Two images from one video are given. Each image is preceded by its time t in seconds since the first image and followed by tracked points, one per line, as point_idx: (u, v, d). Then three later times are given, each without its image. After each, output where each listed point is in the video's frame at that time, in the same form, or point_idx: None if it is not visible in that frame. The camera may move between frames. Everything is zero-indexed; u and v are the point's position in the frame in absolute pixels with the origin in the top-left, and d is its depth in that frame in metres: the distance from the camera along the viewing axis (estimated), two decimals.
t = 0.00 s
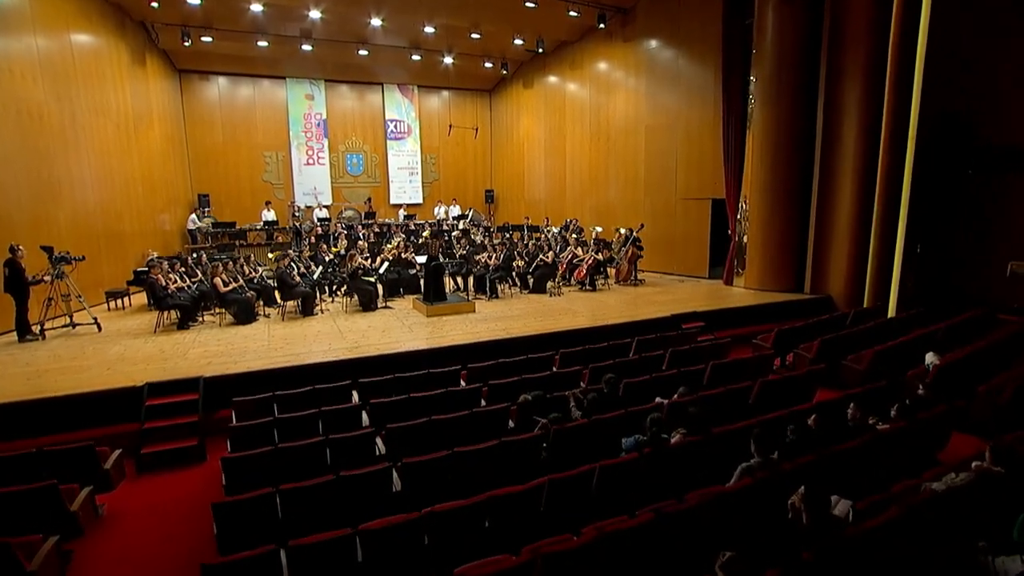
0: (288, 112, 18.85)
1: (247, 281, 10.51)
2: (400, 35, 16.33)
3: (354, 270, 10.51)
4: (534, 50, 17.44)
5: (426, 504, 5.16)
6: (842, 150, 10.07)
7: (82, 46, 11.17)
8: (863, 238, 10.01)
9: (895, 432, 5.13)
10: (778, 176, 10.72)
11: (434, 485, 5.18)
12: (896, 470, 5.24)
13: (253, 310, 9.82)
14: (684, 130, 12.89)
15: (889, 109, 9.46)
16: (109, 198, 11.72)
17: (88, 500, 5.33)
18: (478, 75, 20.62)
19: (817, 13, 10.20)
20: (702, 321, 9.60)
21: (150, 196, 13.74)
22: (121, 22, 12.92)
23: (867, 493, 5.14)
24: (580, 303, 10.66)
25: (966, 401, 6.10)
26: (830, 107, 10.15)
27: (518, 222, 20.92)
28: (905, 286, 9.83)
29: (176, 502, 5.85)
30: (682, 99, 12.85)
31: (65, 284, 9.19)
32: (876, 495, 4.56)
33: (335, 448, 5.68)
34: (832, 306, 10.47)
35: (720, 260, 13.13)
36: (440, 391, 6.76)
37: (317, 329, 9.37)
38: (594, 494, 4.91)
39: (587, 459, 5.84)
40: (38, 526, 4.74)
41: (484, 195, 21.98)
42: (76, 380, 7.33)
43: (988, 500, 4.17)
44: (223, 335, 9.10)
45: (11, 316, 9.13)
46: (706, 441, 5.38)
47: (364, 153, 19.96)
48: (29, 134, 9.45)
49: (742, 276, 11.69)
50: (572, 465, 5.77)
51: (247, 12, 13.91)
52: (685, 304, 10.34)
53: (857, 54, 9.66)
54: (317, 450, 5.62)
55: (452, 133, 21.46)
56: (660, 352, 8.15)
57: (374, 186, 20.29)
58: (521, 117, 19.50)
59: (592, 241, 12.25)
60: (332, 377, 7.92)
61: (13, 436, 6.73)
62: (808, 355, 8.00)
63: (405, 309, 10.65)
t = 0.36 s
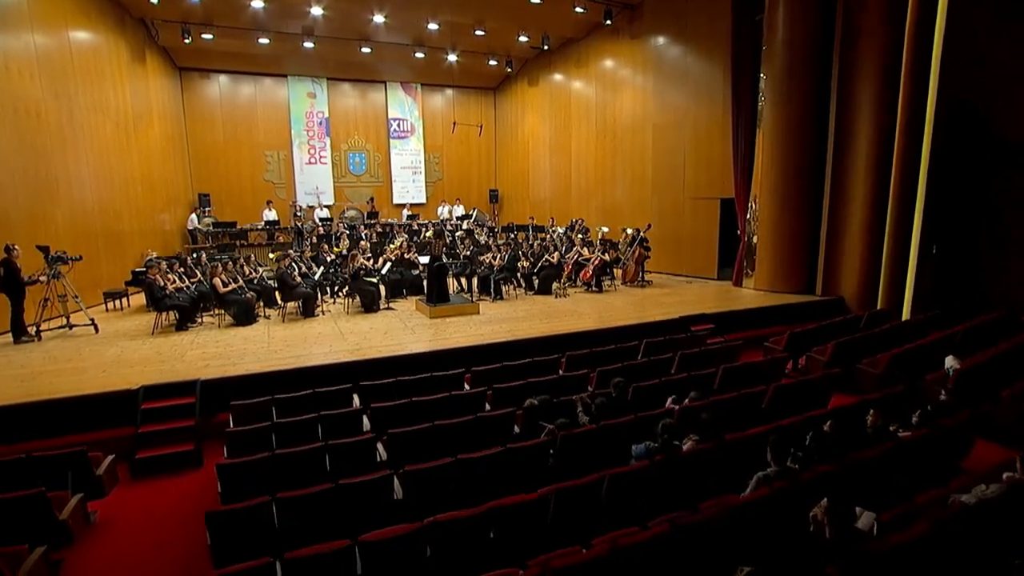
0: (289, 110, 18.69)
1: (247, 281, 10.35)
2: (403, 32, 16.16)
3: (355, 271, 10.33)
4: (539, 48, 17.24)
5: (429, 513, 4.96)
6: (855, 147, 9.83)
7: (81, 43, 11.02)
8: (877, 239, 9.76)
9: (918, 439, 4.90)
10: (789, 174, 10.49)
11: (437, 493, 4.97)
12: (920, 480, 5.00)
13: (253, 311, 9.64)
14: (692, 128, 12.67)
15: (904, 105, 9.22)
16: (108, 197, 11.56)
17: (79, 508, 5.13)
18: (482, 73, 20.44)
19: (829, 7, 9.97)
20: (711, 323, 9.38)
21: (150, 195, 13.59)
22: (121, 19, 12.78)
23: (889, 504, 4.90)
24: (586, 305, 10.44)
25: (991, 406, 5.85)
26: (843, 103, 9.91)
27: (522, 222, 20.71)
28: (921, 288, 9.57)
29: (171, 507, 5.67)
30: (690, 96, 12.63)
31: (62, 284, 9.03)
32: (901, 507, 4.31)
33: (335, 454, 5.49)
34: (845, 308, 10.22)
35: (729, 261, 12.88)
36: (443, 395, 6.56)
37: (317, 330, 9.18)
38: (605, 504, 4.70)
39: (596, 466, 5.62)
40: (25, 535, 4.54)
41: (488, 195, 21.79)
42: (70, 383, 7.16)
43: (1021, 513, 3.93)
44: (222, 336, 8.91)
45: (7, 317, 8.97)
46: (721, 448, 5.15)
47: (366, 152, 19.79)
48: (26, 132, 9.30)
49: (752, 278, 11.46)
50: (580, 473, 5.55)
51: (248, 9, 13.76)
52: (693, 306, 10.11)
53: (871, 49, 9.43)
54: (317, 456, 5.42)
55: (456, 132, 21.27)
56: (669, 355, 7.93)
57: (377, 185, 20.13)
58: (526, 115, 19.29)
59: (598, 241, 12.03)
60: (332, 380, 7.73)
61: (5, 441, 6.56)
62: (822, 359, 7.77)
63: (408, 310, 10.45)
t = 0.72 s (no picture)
0: (291, 109, 18.54)
1: (247, 282, 10.18)
2: (406, 30, 16.00)
3: (357, 271, 10.14)
4: (544, 45, 17.06)
5: (432, 524, 4.77)
6: (868, 146, 9.61)
7: (80, 41, 10.88)
8: (890, 240, 9.52)
9: (943, 448, 4.68)
10: (800, 173, 10.26)
11: (440, 502, 4.79)
12: (946, 491, 4.77)
13: (253, 312, 9.48)
14: (700, 126, 12.46)
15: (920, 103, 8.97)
16: (107, 197, 11.43)
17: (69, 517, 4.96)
18: (487, 71, 20.26)
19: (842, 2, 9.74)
20: (721, 325, 9.16)
21: (150, 194, 13.46)
22: (121, 17, 12.65)
23: (912, 515, 4.68)
24: (592, 306, 10.23)
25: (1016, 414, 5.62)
26: (856, 101, 9.69)
27: (527, 222, 20.51)
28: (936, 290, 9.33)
29: (166, 514, 5.51)
30: (698, 94, 12.42)
31: (59, 284, 8.88)
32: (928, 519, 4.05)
33: (335, 460, 5.29)
34: (857, 310, 9.99)
35: (738, 261, 12.67)
36: (447, 400, 6.37)
37: (318, 332, 9.00)
38: (613, 513, 4.51)
39: (604, 474, 5.42)
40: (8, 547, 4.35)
41: (492, 194, 21.62)
42: (65, 386, 6.99)
43: None
44: (221, 338, 8.73)
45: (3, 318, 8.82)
46: (736, 455, 4.94)
47: (369, 151, 19.65)
48: (24, 131, 9.16)
49: (761, 279, 11.24)
50: (588, 480, 5.36)
51: (250, 6, 13.62)
52: (702, 307, 9.89)
53: (886, 45, 9.20)
54: (317, 463, 5.22)
55: (460, 131, 21.11)
56: (678, 358, 7.73)
57: (380, 185, 19.97)
58: (530, 114, 19.11)
59: (604, 241, 11.83)
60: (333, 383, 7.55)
61: None
62: (835, 362, 7.56)
63: (411, 311, 10.26)
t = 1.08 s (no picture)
0: (293, 107, 18.38)
1: (247, 283, 10.01)
2: (410, 26, 15.82)
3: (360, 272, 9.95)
4: (549, 42, 16.86)
5: (435, 537, 4.55)
6: (883, 144, 9.36)
7: (79, 38, 10.73)
8: (906, 240, 9.27)
9: (973, 458, 4.45)
10: (812, 172, 10.02)
11: (443, 513, 4.59)
12: (976, 505, 4.53)
13: (253, 313, 9.30)
14: (709, 124, 12.23)
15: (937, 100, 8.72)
16: (106, 196, 11.28)
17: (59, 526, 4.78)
18: (492, 68, 20.07)
19: None
20: (731, 328, 8.93)
21: (150, 193, 13.31)
22: (120, 13, 12.50)
23: (940, 529, 4.43)
24: (599, 308, 10.02)
25: None
26: (871, 98, 9.44)
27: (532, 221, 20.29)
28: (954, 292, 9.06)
29: (165, 515, 5.39)
30: (707, 91, 12.20)
31: (56, 285, 8.72)
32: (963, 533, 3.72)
33: (335, 467, 5.09)
34: (871, 312, 9.74)
35: (748, 262, 12.42)
36: (452, 405, 6.17)
37: (320, 334, 8.80)
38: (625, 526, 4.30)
39: (615, 483, 5.21)
40: None
41: (497, 194, 21.42)
42: (59, 389, 6.82)
43: None
44: (221, 340, 8.55)
45: None
46: (753, 464, 4.72)
47: (372, 150, 19.48)
48: (21, 129, 9.01)
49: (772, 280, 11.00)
50: (599, 490, 5.14)
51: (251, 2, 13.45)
52: (712, 309, 9.66)
53: (902, 40, 8.96)
54: (316, 470, 5.03)
55: (464, 130, 20.92)
56: (689, 362, 7.51)
57: (383, 185, 19.81)
58: (536, 113, 18.91)
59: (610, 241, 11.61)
60: (334, 387, 7.35)
61: None
62: (852, 366, 7.32)
63: (414, 313, 10.07)
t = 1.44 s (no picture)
0: (295, 105, 18.21)
1: (248, 284, 9.82)
2: (414, 23, 15.62)
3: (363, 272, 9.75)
4: (556, 38, 16.64)
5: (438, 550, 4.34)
6: (901, 141, 9.10)
7: (78, 34, 10.57)
8: (924, 240, 9.01)
9: (1009, 470, 4.20)
10: (826, 170, 9.76)
11: (448, 526, 4.37)
12: (1011, 519, 4.28)
13: (253, 315, 9.11)
14: (719, 121, 11.98)
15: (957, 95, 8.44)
16: (105, 195, 11.10)
17: (49, 535, 4.56)
18: (497, 65, 19.86)
19: None
20: (744, 331, 8.70)
21: (150, 191, 13.15)
22: (120, 9, 12.34)
23: (973, 546, 4.18)
24: (607, 310, 9.80)
25: None
26: (888, 93, 9.19)
27: (538, 221, 20.06)
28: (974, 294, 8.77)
29: (165, 515, 5.37)
30: (717, 88, 11.95)
31: (52, 285, 8.55)
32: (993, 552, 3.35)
33: (336, 476, 4.85)
34: (887, 314, 9.47)
35: (759, 263, 12.17)
36: (457, 411, 5.96)
37: (321, 336, 8.60)
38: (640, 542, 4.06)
39: (628, 493, 4.99)
40: None
41: (502, 193, 21.21)
42: (54, 392, 6.64)
43: None
44: (220, 342, 8.36)
45: None
46: (774, 474, 4.49)
47: (375, 149, 19.31)
48: (18, 125, 8.84)
49: (785, 282, 10.75)
50: (610, 500, 4.92)
51: None
52: (723, 311, 9.42)
53: (921, 34, 8.71)
54: (316, 478, 4.81)
55: (469, 128, 20.71)
56: (700, 366, 7.29)
57: (386, 184, 19.64)
58: (542, 111, 18.69)
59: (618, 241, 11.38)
60: (336, 390, 7.15)
61: None
62: (870, 371, 7.07)
63: (418, 314, 9.86)
